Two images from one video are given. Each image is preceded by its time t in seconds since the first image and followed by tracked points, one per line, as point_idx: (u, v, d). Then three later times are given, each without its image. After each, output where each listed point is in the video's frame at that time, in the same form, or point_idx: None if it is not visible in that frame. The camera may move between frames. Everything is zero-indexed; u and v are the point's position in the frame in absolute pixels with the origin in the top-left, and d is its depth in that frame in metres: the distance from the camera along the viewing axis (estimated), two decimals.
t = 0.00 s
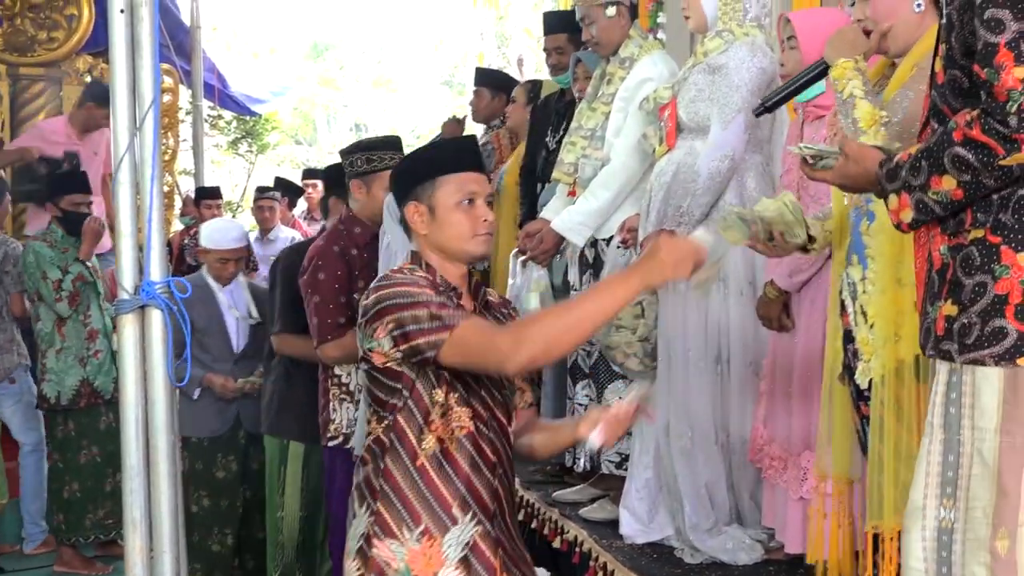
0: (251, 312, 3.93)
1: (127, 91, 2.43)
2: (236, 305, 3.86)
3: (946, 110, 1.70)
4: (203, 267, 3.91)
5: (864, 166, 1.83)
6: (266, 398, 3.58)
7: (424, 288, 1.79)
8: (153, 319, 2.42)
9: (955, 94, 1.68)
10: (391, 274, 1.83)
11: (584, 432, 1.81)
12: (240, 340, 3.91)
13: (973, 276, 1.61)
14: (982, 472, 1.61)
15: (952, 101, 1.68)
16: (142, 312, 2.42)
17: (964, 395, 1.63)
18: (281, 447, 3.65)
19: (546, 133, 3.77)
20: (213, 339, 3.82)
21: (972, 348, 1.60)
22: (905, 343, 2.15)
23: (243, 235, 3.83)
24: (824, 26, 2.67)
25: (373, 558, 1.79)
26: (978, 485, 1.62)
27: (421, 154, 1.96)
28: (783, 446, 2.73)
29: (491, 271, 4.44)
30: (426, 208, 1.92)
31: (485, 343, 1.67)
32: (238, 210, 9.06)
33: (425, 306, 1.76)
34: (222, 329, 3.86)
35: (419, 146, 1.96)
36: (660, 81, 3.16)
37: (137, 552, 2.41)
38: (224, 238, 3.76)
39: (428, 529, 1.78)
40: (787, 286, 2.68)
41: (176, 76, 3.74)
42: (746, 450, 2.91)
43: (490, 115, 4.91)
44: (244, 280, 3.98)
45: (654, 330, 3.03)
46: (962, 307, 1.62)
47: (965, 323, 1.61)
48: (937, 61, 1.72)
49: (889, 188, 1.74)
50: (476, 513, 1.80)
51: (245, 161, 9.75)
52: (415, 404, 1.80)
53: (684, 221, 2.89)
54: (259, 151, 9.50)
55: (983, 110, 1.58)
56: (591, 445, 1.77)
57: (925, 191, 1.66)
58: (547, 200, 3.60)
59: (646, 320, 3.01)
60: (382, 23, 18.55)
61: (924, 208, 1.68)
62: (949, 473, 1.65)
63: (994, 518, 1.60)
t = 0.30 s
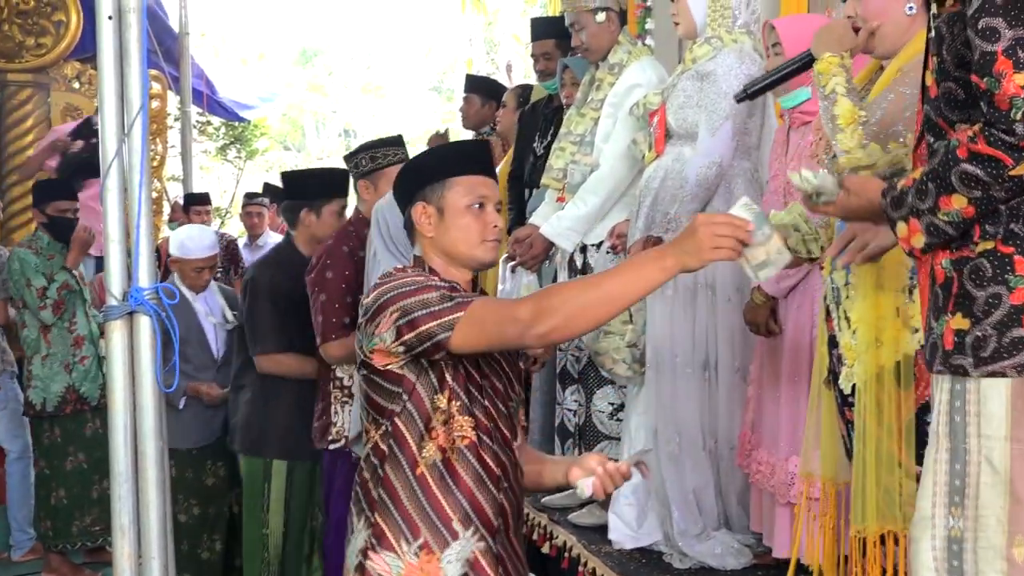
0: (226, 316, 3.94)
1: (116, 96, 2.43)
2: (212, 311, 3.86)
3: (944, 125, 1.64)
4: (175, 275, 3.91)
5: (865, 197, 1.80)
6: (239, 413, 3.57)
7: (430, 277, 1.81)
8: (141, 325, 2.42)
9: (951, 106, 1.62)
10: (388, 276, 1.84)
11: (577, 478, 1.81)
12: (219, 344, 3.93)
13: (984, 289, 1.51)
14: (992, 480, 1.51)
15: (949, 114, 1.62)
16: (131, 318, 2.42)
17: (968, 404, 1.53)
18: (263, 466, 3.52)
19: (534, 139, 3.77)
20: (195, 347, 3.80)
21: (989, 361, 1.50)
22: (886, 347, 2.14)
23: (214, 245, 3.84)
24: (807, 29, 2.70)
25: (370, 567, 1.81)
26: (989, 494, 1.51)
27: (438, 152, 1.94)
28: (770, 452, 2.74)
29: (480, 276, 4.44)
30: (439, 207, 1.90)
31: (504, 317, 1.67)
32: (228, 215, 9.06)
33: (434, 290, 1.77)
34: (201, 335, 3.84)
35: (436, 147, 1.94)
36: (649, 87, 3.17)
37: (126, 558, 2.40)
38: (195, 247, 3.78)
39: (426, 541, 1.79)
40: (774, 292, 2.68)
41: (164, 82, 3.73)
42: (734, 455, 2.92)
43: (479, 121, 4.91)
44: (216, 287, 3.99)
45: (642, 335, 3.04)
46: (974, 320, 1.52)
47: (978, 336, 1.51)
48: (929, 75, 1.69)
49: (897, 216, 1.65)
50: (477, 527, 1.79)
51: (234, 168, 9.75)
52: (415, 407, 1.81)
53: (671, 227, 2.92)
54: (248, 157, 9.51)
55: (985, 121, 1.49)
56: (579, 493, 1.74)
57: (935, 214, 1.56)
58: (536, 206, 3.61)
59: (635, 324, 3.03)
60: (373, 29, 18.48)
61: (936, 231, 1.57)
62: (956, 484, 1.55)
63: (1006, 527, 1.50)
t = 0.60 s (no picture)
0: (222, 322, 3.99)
1: (112, 104, 2.48)
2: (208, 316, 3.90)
3: (936, 141, 1.68)
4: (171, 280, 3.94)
5: (859, 220, 1.75)
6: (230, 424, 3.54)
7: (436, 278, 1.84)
8: (136, 328, 2.47)
9: (941, 120, 1.67)
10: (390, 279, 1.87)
11: (600, 452, 1.86)
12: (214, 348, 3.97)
13: (989, 298, 1.50)
14: (993, 485, 1.52)
15: (938, 128, 1.67)
16: (126, 321, 2.46)
17: (964, 410, 1.53)
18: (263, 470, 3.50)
19: (523, 145, 3.83)
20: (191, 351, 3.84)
21: (998, 369, 1.49)
22: (862, 353, 2.20)
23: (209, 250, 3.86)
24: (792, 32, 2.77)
25: None
26: (991, 499, 1.52)
27: (408, 159, 1.96)
28: (752, 451, 2.82)
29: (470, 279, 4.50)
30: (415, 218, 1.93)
31: (522, 313, 1.69)
32: (222, 220, 9.14)
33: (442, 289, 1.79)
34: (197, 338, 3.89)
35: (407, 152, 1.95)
36: (636, 95, 3.23)
37: (120, 557, 2.45)
38: (190, 253, 3.80)
39: (439, 549, 1.79)
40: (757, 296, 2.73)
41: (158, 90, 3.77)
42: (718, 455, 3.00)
43: (468, 129, 4.97)
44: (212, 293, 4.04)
45: (629, 338, 3.06)
46: (980, 329, 1.50)
47: (985, 344, 1.49)
48: (915, 93, 1.73)
49: (894, 233, 1.62)
50: (489, 534, 1.81)
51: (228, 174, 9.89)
52: (422, 412, 1.82)
53: (658, 232, 2.97)
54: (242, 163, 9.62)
55: (984, 130, 1.50)
56: (608, 463, 1.81)
57: (935, 226, 1.54)
58: (525, 212, 3.67)
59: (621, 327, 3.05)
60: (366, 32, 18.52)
61: (937, 244, 1.55)
62: (955, 490, 1.54)
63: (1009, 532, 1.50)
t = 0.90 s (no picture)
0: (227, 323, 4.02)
1: (115, 113, 2.58)
2: (213, 316, 3.94)
3: (904, 147, 1.70)
4: (180, 282, 3.99)
5: (826, 226, 1.80)
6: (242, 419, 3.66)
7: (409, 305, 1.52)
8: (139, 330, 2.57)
9: (911, 125, 1.67)
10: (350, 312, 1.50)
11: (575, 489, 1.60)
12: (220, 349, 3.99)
13: (958, 296, 1.49)
14: (966, 474, 1.53)
15: (908, 133, 1.68)
16: (129, 323, 2.57)
17: (937, 403, 1.55)
18: (269, 463, 3.59)
19: (513, 153, 3.94)
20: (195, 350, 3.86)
21: (969, 364, 1.48)
22: (833, 354, 2.31)
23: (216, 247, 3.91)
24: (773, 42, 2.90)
25: None
26: (964, 487, 1.53)
27: (382, 176, 1.58)
28: (732, 448, 2.93)
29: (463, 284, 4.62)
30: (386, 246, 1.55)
31: (486, 373, 1.33)
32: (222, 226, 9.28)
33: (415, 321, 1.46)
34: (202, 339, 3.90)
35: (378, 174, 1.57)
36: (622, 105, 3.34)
37: (122, 550, 2.55)
38: (198, 251, 3.85)
39: None
40: (737, 299, 2.87)
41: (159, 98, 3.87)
42: (701, 452, 3.11)
43: (462, 138, 5.09)
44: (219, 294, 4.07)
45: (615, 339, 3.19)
46: (949, 326, 1.49)
47: (955, 341, 1.48)
48: (884, 99, 1.74)
49: (867, 236, 1.61)
50: None
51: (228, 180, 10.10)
52: (394, 455, 1.45)
53: (644, 238, 3.06)
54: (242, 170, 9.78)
55: (953, 134, 1.50)
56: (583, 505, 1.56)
57: (906, 229, 1.54)
58: (514, 217, 3.78)
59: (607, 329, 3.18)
60: (363, 38, 18.67)
61: (908, 246, 1.54)
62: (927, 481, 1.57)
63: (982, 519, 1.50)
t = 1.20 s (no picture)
0: (236, 324, 4.03)
1: (119, 121, 2.69)
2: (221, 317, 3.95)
3: (862, 149, 1.84)
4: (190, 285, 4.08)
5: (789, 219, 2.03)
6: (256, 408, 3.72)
7: (338, 352, 1.45)
8: (143, 330, 2.68)
9: (869, 133, 1.82)
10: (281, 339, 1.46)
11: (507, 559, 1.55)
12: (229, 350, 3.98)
13: (899, 294, 1.73)
14: (905, 462, 1.73)
15: (866, 140, 1.82)
16: (133, 323, 2.68)
17: (884, 394, 1.75)
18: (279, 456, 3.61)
19: (506, 159, 4.06)
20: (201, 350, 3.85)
21: (905, 359, 1.71)
22: (805, 356, 2.46)
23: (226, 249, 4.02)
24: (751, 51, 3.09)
25: None
26: (902, 473, 1.73)
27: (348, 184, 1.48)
28: (715, 443, 3.05)
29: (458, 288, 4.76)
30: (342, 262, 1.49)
31: (292, 529, 1.29)
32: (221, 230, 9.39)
33: (305, 401, 1.38)
34: (209, 339, 3.91)
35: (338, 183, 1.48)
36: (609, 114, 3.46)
37: (127, 544, 2.66)
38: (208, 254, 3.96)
39: None
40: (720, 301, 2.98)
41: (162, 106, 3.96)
42: (687, 448, 3.20)
43: (458, 144, 5.20)
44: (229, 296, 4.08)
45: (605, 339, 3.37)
46: (890, 323, 1.74)
47: (895, 337, 1.72)
48: (849, 105, 1.86)
49: (823, 233, 1.86)
50: None
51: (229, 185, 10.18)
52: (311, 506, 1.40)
53: (631, 241, 3.16)
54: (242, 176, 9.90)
55: (898, 148, 1.72)
56: None
57: (857, 230, 1.79)
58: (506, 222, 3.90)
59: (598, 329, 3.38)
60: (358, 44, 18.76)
61: (858, 246, 1.80)
62: (874, 467, 1.77)
63: (917, 503, 1.71)
